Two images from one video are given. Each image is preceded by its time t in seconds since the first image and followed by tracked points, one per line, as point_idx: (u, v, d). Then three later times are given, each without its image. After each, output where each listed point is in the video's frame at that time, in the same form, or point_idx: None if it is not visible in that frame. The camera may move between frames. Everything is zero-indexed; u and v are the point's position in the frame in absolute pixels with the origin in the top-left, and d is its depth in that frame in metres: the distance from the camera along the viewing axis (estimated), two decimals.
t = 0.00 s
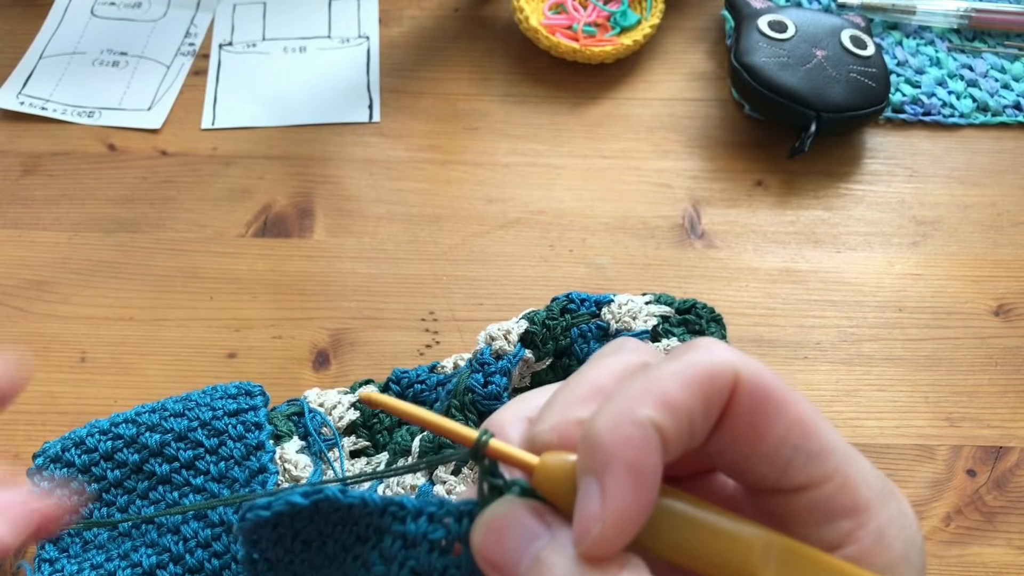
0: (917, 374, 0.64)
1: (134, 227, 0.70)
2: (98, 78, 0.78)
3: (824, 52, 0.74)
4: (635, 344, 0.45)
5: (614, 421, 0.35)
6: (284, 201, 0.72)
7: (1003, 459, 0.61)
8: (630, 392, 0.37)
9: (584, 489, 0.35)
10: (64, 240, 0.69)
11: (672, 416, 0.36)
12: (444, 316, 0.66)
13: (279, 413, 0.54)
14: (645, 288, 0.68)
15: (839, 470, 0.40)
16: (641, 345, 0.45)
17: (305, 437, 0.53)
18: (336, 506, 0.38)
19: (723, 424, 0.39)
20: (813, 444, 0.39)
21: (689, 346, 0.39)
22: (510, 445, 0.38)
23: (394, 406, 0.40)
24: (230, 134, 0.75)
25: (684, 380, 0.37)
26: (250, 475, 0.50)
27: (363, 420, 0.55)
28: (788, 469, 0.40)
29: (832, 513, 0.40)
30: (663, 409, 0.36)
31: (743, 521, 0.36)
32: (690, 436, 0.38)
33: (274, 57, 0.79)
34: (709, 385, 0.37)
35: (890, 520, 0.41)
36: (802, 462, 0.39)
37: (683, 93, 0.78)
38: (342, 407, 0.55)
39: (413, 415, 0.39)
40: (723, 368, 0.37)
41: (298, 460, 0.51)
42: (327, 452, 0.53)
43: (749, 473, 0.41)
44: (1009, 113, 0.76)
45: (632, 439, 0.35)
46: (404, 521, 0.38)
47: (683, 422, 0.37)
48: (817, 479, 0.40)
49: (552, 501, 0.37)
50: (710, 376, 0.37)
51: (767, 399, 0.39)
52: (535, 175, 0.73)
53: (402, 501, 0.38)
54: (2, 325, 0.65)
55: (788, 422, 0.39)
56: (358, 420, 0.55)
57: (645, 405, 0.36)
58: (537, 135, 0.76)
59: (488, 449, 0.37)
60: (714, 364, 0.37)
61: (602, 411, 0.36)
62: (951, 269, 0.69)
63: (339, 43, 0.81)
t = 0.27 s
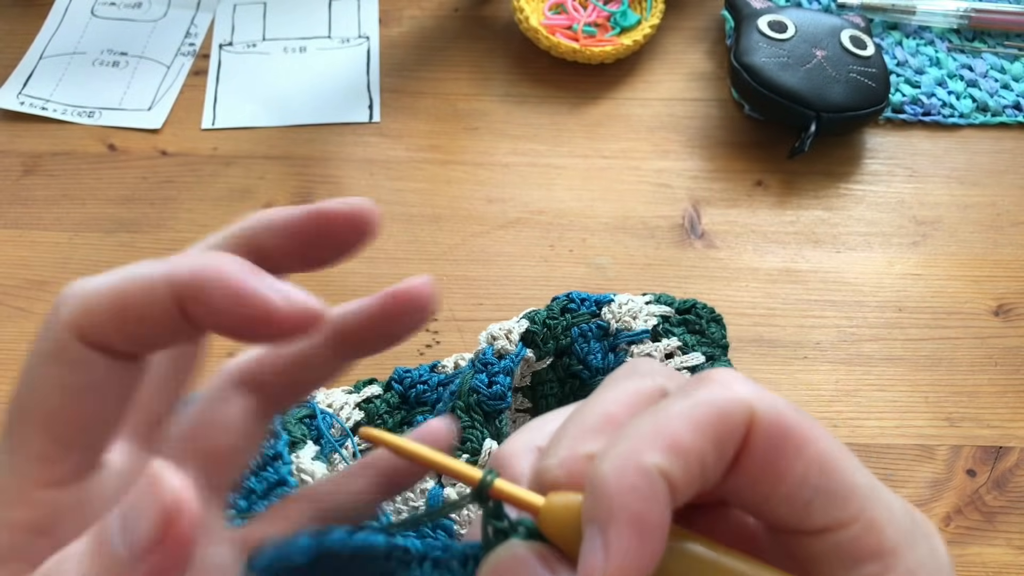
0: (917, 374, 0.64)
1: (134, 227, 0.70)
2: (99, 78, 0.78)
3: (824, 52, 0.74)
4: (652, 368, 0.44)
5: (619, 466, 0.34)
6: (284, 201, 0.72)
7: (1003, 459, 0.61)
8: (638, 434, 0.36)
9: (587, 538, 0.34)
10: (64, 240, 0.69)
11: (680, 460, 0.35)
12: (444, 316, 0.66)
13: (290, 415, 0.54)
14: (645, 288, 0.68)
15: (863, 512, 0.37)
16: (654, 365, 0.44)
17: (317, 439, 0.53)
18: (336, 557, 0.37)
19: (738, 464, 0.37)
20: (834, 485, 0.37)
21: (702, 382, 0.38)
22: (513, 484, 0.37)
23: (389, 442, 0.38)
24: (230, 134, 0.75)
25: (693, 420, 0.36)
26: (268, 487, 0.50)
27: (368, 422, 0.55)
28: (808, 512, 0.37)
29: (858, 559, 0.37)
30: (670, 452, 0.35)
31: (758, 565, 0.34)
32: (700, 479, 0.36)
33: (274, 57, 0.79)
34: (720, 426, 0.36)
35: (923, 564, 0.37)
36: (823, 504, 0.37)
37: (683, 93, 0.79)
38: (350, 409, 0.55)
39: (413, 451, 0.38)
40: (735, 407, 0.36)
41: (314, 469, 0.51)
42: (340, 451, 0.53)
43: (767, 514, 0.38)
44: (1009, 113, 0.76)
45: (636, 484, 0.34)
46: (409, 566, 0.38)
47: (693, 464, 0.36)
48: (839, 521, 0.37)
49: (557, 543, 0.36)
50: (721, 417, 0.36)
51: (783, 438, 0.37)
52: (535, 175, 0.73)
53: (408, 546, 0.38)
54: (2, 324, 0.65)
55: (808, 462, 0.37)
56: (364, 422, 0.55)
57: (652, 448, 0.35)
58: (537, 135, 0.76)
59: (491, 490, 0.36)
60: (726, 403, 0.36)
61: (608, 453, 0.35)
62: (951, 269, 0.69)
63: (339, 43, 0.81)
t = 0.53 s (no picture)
0: (917, 374, 0.64)
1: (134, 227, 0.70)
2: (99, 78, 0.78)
3: (825, 52, 0.74)
4: (642, 363, 0.43)
5: (608, 467, 0.34)
6: (284, 201, 0.72)
7: (1003, 459, 0.61)
8: (627, 433, 0.35)
9: (575, 540, 0.34)
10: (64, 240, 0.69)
11: (670, 459, 0.34)
12: (444, 316, 0.66)
13: (291, 415, 0.54)
14: (645, 288, 0.68)
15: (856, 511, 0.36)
16: (644, 361, 0.43)
17: (320, 438, 0.53)
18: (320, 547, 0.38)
19: (729, 462, 0.37)
20: (827, 486, 0.36)
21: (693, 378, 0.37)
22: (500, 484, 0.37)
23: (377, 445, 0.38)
24: (230, 134, 0.75)
25: (683, 419, 0.35)
26: (263, 482, 0.50)
27: (372, 420, 0.55)
28: (800, 512, 0.37)
29: (850, 559, 0.37)
30: (659, 453, 0.34)
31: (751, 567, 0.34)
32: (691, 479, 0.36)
33: (274, 57, 0.79)
34: (711, 425, 0.35)
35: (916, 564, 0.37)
36: (816, 505, 0.36)
37: (684, 93, 0.78)
38: (353, 407, 0.55)
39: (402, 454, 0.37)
40: (727, 406, 0.35)
41: (311, 466, 0.51)
42: (343, 450, 0.53)
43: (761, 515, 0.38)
44: (1009, 113, 0.76)
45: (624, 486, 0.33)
46: (392, 564, 0.38)
47: (683, 466, 0.35)
48: (833, 522, 0.36)
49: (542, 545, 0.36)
50: (712, 415, 0.35)
51: (777, 438, 0.36)
52: (535, 175, 0.73)
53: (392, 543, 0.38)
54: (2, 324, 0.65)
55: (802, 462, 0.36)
56: (368, 421, 0.55)
57: (640, 448, 0.34)
58: (537, 135, 0.76)
59: (477, 491, 0.36)
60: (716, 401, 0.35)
61: (596, 452, 0.34)
62: (951, 269, 0.69)
63: (338, 43, 0.81)
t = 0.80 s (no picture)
0: (917, 374, 0.64)
1: (134, 227, 0.70)
2: (98, 78, 0.78)
3: (825, 52, 0.74)
4: (637, 352, 0.42)
5: (595, 464, 0.33)
6: (284, 201, 0.72)
7: (1003, 459, 0.61)
8: (615, 429, 0.35)
9: (558, 541, 0.33)
10: (64, 240, 0.69)
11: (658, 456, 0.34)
12: (444, 316, 0.66)
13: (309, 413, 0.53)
14: (645, 288, 0.67)
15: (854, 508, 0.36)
16: (638, 348, 0.43)
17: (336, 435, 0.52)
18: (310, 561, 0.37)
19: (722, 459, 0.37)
20: (823, 484, 0.36)
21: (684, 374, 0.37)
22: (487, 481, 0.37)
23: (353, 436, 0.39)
24: (230, 134, 0.75)
25: (673, 416, 0.35)
26: (284, 483, 0.47)
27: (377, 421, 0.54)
28: (796, 509, 0.36)
29: (848, 557, 0.36)
30: (648, 449, 0.34)
31: (741, 565, 0.34)
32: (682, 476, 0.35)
33: (274, 57, 0.79)
34: (700, 423, 0.35)
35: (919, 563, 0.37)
36: (812, 503, 0.36)
37: (684, 93, 0.78)
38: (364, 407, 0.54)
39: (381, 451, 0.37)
40: (716, 403, 0.35)
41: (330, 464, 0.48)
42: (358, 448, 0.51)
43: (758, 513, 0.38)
44: (1009, 113, 0.76)
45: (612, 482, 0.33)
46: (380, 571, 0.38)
47: (672, 463, 0.35)
48: (828, 520, 0.36)
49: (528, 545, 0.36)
50: (701, 412, 0.35)
51: (769, 434, 0.36)
52: (535, 175, 0.73)
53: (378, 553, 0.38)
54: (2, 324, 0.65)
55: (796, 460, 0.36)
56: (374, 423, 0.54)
57: (629, 445, 0.34)
58: (537, 135, 0.76)
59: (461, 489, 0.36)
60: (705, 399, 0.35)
61: (583, 449, 0.34)
62: (951, 269, 0.69)
63: (338, 42, 0.81)
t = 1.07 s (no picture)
0: (918, 374, 0.64)
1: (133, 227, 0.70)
2: (98, 78, 0.78)
3: (825, 51, 0.74)
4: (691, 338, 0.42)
5: (654, 459, 0.33)
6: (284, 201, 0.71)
7: (1004, 460, 0.61)
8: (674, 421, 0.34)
9: (605, 540, 0.33)
10: (63, 240, 0.69)
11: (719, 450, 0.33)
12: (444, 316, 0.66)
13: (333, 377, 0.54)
14: (645, 288, 0.67)
15: (925, 511, 0.35)
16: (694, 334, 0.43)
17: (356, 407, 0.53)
18: (339, 550, 0.39)
19: (785, 456, 0.36)
20: (894, 487, 0.35)
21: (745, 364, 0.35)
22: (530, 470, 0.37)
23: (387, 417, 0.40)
24: (230, 134, 0.75)
25: (738, 410, 0.34)
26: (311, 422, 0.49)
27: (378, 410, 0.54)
28: (864, 512, 0.36)
29: (918, 560, 0.36)
30: (709, 446, 0.33)
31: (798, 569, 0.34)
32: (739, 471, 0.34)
33: (274, 56, 0.79)
34: (766, 417, 0.34)
35: None
36: (881, 507, 0.35)
37: (684, 92, 0.78)
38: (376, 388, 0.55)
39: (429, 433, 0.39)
40: (786, 398, 0.34)
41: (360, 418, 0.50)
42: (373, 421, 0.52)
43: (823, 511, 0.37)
44: (1010, 113, 0.76)
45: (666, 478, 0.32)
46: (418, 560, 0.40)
47: (731, 462, 0.34)
48: (897, 523, 0.36)
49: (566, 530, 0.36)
50: (767, 408, 0.34)
51: (839, 434, 0.35)
52: (535, 175, 0.73)
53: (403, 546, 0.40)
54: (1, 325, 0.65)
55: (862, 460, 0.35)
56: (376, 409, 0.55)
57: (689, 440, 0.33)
58: (537, 135, 0.76)
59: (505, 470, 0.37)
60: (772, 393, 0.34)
61: (636, 442, 0.33)
62: (951, 269, 0.69)
63: (338, 42, 0.80)
